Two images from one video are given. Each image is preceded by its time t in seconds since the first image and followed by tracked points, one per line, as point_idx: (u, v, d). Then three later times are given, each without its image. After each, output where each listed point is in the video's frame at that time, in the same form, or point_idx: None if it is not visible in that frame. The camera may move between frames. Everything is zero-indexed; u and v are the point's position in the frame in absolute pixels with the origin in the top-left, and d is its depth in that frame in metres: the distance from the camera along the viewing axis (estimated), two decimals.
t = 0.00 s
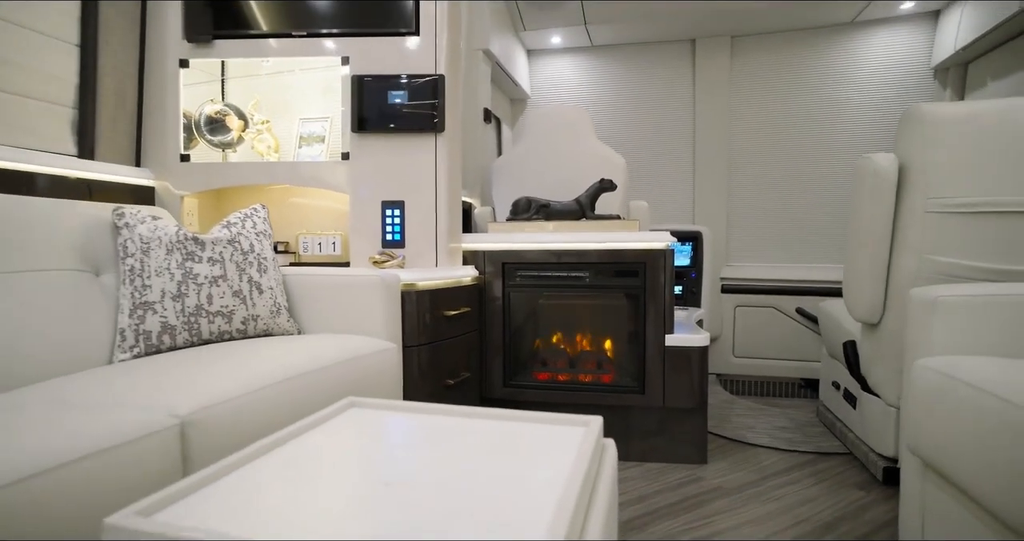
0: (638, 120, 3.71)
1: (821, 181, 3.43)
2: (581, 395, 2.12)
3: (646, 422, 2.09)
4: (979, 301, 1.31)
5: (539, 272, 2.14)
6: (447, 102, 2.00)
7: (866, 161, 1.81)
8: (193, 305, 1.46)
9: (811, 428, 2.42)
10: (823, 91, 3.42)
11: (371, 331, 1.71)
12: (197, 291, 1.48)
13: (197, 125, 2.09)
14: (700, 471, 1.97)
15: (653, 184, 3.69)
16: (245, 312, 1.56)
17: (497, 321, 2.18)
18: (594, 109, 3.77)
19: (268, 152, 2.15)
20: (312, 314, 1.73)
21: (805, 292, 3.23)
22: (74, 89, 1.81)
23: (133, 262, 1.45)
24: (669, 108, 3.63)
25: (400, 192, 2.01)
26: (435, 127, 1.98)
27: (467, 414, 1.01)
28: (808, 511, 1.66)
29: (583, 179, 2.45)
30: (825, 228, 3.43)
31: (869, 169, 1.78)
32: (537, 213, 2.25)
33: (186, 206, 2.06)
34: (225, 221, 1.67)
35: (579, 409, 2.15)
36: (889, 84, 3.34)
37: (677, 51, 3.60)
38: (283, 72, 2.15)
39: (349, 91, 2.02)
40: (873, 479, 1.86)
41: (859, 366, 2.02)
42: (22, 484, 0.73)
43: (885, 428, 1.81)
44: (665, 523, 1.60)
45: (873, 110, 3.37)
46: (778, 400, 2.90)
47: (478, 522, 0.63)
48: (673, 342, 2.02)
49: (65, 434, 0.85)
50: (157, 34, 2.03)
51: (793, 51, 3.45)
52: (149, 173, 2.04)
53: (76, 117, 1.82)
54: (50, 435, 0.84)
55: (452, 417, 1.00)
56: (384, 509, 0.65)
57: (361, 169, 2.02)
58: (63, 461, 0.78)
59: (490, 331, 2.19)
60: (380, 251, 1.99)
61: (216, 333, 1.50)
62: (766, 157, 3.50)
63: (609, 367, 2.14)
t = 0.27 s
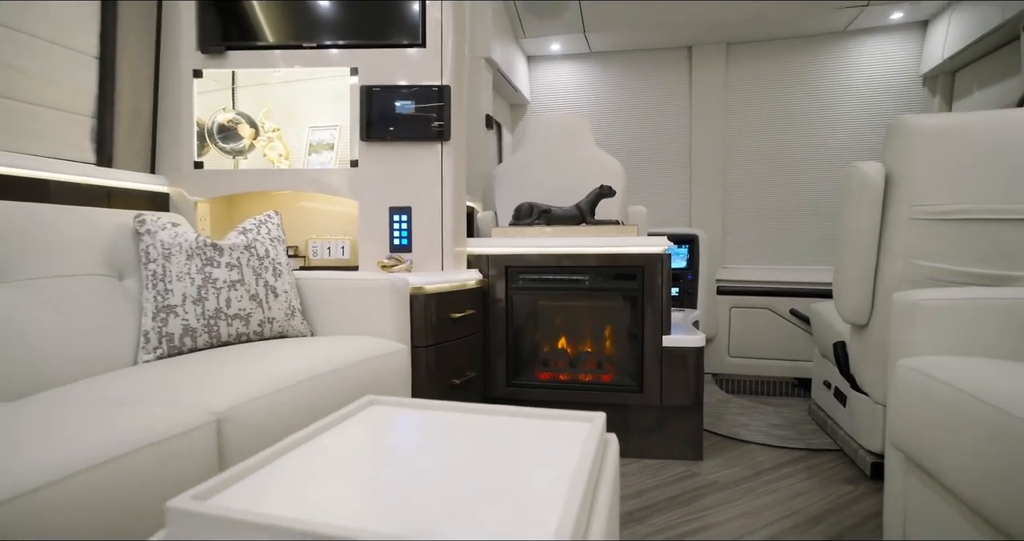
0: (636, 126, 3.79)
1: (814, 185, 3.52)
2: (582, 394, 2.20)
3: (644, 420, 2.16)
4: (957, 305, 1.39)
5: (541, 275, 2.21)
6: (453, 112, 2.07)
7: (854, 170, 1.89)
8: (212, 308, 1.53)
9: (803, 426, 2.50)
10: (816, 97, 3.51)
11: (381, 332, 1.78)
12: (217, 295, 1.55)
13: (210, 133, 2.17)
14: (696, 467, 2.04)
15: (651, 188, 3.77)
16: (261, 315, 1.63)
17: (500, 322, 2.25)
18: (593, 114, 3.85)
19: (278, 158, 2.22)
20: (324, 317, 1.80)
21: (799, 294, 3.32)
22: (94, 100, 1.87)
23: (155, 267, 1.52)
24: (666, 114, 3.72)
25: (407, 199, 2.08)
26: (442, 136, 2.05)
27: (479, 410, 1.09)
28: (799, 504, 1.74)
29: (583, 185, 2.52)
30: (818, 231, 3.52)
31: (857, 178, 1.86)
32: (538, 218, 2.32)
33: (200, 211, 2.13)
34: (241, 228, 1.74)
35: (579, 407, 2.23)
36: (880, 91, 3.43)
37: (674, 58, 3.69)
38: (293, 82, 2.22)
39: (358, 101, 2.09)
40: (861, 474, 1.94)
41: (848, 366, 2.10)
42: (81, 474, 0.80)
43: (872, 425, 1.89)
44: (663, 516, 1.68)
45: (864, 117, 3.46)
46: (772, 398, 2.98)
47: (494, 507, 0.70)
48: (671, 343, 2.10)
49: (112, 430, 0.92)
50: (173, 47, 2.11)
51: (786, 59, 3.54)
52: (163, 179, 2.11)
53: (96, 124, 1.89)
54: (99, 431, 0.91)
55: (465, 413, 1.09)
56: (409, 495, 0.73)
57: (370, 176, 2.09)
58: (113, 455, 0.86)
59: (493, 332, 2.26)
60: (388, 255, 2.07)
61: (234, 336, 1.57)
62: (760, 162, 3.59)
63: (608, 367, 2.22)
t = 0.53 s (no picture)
0: (634, 130, 3.85)
1: (808, 189, 3.59)
2: (581, 393, 2.26)
3: (641, 418, 2.23)
4: (942, 309, 1.45)
5: (541, 278, 2.28)
6: (457, 120, 2.14)
7: (844, 178, 1.96)
8: (227, 311, 1.59)
9: (797, 425, 2.57)
10: (809, 103, 3.58)
11: (388, 334, 1.84)
12: (231, 298, 1.61)
13: (219, 140, 2.24)
14: (692, 464, 2.11)
15: (648, 191, 3.84)
16: (273, 318, 1.69)
17: (502, 324, 2.32)
18: (591, 118, 3.91)
19: (285, 164, 2.28)
20: (333, 319, 1.87)
21: (793, 295, 3.39)
22: (108, 109, 1.93)
23: (172, 272, 1.58)
24: (664, 119, 3.78)
25: (412, 204, 2.15)
26: (446, 143, 2.12)
27: (487, 407, 1.17)
28: (791, 500, 1.81)
29: (582, 190, 2.59)
30: (812, 233, 3.59)
31: (847, 185, 1.93)
32: (539, 223, 2.38)
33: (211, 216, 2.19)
34: (253, 233, 1.80)
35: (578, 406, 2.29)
36: (871, 96, 3.50)
37: (671, 64, 3.76)
38: (301, 89, 2.28)
39: (364, 109, 2.15)
40: (851, 471, 2.00)
41: (839, 366, 2.17)
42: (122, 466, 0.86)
43: (862, 423, 1.96)
44: (660, 511, 1.75)
45: (856, 123, 3.53)
46: (767, 398, 3.05)
47: (506, 497, 0.77)
48: (668, 344, 2.16)
49: (145, 427, 0.97)
50: (183, 56, 2.17)
51: (781, 65, 3.61)
52: (175, 185, 2.17)
53: (110, 131, 1.95)
54: (133, 428, 0.97)
55: (474, 410, 1.16)
56: (427, 487, 0.79)
57: (375, 182, 2.15)
58: (148, 450, 0.92)
59: (495, 334, 2.32)
60: (394, 259, 2.13)
61: (247, 337, 1.63)
62: (755, 166, 3.66)
63: (607, 367, 2.28)
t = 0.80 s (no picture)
0: (631, 134, 3.93)
1: (802, 192, 3.67)
2: (581, 392, 2.33)
3: (639, 416, 2.30)
4: (924, 310, 1.53)
5: (542, 280, 2.35)
6: (461, 127, 2.23)
7: (834, 184, 2.04)
8: (242, 313, 1.66)
9: (790, 422, 2.64)
10: (803, 108, 3.67)
11: (395, 334, 1.91)
12: (246, 301, 1.68)
13: (231, 146, 2.30)
14: (687, 460, 2.18)
15: (646, 194, 3.91)
16: (286, 319, 1.76)
17: (504, 325, 2.39)
18: (590, 123, 3.99)
19: (294, 169, 2.36)
20: (342, 320, 1.94)
21: (787, 296, 3.46)
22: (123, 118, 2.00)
23: (189, 275, 1.65)
24: (661, 124, 3.86)
25: (417, 209, 2.22)
26: (451, 149, 2.19)
27: (494, 404, 1.25)
28: (782, 493, 1.88)
29: (581, 194, 2.67)
30: (806, 236, 3.67)
31: (836, 191, 2.01)
32: (540, 226, 2.46)
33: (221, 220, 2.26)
34: (265, 238, 1.87)
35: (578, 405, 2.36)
36: (863, 102, 3.59)
37: (668, 69, 3.83)
38: (309, 97, 2.35)
39: (371, 117, 2.24)
40: (841, 466, 2.08)
41: (830, 365, 2.25)
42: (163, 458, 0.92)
43: (851, 420, 2.03)
44: (657, 504, 1.82)
45: (849, 128, 3.61)
46: (761, 397, 3.13)
47: (515, 485, 0.84)
48: (664, 343, 2.24)
49: (175, 422, 1.04)
50: (196, 65, 2.26)
51: (775, 70, 3.69)
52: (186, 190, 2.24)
53: (126, 139, 2.01)
54: (164, 423, 1.03)
55: (482, 406, 1.24)
56: (443, 474, 0.87)
57: (382, 187, 2.22)
58: (179, 443, 0.99)
59: (498, 334, 2.39)
60: (400, 262, 2.21)
61: (262, 338, 1.70)
62: (750, 170, 3.73)
63: (606, 367, 2.35)
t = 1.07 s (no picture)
0: (628, 138, 4.01)
1: (794, 195, 3.77)
2: (579, 389, 2.42)
3: (636, 413, 2.38)
4: (903, 310, 1.62)
5: (542, 282, 2.43)
6: (464, 135, 2.32)
7: (821, 191, 2.14)
8: (258, 314, 1.74)
9: (781, 419, 2.73)
10: (795, 113, 3.76)
11: (402, 334, 2.00)
12: (261, 302, 1.76)
13: (242, 152, 2.38)
14: (682, 455, 2.27)
15: (642, 196, 4.00)
16: (299, 319, 1.84)
17: (506, 325, 2.47)
18: (588, 127, 4.07)
19: (302, 174, 2.43)
20: (351, 320, 2.02)
21: (780, 296, 3.56)
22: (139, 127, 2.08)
23: (207, 278, 1.73)
24: (657, 128, 3.95)
25: (422, 213, 2.31)
26: (454, 156, 2.28)
27: (500, 399, 1.34)
28: (772, 486, 1.97)
29: (580, 198, 2.75)
30: (798, 237, 3.76)
31: (823, 196, 2.11)
32: (540, 229, 2.55)
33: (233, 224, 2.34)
34: (278, 241, 1.95)
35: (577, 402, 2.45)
36: (853, 107, 3.68)
37: (664, 75, 3.92)
38: (316, 104, 2.44)
39: (378, 125, 2.34)
40: (829, 460, 2.17)
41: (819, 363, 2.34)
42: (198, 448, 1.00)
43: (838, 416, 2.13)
44: (652, 496, 1.91)
45: (840, 133, 3.71)
46: (754, 394, 3.22)
47: (520, 466, 0.93)
48: (660, 342, 2.32)
49: (205, 414, 1.12)
50: (209, 75, 2.36)
51: (768, 76, 3.79)
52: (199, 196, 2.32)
53: (142, 147, 2.10)
54: (195, 415, 1.12)
55: (489, 400, 1.33)
56: (456, 457, 0.97)
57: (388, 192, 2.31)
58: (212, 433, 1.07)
59: (499, 334, 2.48)
60: (406, 265, 2.30)
61: (276, 337, 1.79)
62: (744, 173, 3.83)
63: (603, 365, 2.44)
